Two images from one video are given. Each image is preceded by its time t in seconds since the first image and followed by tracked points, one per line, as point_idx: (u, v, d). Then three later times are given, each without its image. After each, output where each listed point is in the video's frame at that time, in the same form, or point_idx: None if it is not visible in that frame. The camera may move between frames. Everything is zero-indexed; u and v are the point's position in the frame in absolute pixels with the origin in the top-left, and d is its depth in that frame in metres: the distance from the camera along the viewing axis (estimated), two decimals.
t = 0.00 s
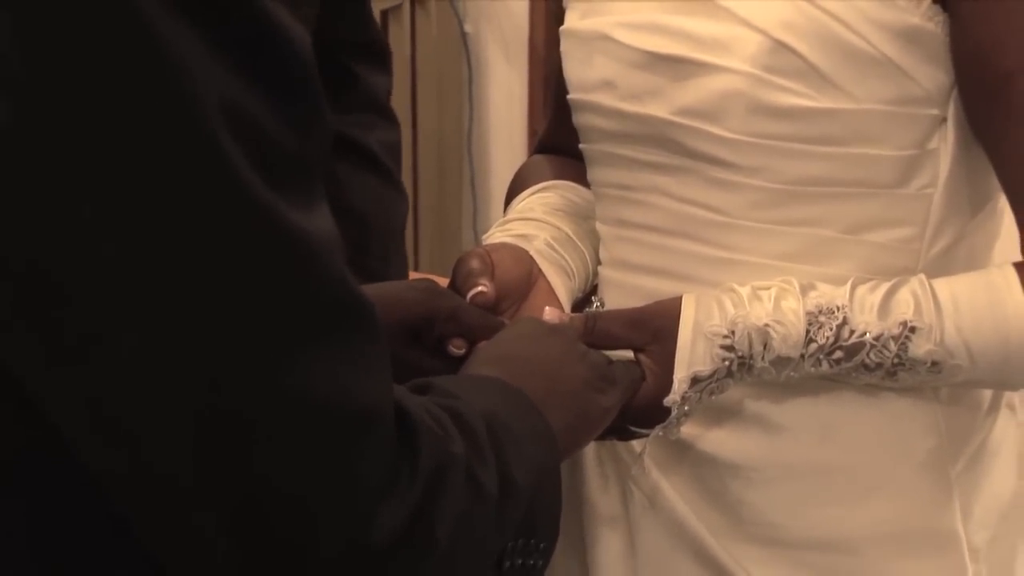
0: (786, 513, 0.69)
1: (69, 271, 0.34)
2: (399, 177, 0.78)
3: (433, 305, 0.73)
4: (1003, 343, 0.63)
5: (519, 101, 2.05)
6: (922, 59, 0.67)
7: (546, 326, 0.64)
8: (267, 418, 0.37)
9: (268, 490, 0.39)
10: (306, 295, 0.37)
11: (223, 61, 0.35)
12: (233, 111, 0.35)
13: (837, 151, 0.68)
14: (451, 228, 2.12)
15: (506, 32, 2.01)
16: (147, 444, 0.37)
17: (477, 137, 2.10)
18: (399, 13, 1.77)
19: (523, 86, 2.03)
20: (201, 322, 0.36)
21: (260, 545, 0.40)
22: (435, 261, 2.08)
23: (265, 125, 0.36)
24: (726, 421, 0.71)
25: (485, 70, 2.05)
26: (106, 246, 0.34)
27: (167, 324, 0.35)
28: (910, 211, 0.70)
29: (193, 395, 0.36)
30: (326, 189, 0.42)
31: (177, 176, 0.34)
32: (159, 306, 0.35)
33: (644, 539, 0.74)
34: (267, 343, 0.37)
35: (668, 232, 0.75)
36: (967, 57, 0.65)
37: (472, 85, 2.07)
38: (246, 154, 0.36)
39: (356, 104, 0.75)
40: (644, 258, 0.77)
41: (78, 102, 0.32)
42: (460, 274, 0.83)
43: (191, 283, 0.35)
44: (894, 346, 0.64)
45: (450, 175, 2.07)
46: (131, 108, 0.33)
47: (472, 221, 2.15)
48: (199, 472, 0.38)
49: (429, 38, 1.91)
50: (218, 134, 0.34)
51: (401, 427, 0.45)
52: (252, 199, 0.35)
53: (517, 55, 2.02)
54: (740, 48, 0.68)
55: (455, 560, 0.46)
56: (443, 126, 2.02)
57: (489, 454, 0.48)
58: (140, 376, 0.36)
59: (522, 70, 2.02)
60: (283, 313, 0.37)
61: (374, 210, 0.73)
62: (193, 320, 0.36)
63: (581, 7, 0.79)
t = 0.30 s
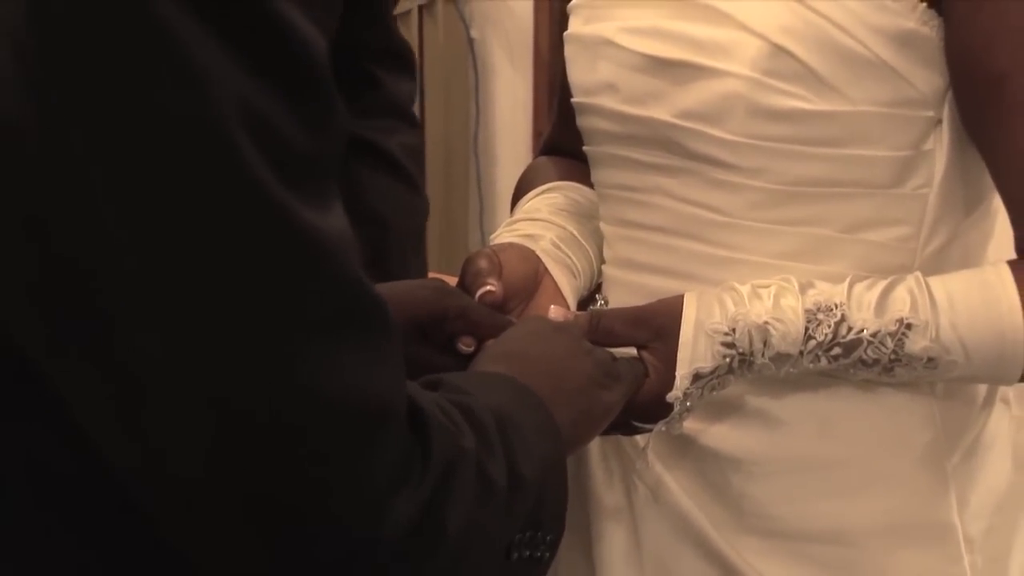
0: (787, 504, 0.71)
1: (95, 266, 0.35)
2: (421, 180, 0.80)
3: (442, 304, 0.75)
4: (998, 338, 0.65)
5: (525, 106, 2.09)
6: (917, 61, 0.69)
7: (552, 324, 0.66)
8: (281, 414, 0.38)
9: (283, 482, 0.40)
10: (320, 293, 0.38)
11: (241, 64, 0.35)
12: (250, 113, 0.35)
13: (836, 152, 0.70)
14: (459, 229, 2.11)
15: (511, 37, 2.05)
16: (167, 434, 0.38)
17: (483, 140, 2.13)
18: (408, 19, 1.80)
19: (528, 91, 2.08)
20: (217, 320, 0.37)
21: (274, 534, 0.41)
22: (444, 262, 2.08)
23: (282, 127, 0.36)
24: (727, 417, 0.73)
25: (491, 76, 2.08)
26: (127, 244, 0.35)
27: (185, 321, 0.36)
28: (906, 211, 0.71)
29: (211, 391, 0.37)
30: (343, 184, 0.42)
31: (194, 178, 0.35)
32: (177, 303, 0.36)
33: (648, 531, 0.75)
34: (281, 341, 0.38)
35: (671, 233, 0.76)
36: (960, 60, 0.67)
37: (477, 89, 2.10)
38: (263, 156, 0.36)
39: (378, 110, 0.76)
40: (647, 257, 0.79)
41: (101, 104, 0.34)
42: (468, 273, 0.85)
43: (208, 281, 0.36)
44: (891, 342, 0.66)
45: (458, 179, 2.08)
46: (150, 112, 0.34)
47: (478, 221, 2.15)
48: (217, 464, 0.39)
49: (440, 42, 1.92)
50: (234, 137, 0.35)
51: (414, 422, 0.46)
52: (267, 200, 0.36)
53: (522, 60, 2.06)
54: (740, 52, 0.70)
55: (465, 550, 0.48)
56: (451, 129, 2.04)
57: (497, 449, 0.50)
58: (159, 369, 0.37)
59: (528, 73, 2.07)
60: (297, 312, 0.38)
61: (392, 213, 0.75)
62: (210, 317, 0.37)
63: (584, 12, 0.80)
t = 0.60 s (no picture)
0: (785, 497, 0.72)
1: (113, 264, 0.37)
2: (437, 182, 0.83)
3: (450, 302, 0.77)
4: (990, 336, 0.67)
5: (529, 108, 2.10)
6: (913, 65, 0.70)
7: (556, 322, 0.68)
8: (293, 407, 0.40)
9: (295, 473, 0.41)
10: (329, 289, 0.40)
11: (256, 70, 0.37)
12: (263, 116, 0.37)
13: (832, 155, 0.71)
14: (465, 230, 2.13)
15: (516, 43, 2.06)
16: (183, 426, 0.40)
17: (488, 142, 2.14)
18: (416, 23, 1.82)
19: (532, 95, 2.09)
20: (232, 314, 0.38)
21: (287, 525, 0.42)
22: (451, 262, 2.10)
23: (293, 129, 0.38)
24: (726, 412, 0.75)
25: (496, 79, 2.10)
26: (146, 242, 0.37)
27: (201, 315, 0.38)
28: (901, 211, 0.73)
29: (225, 382, 0.39)
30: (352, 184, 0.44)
31: (210, 179, 0.36)
32: (194, 299, 0.38)
33: (650, 523, 0.77)
34: (293, 334, 0.39)
35: (673, 233, 0.78)
36: (954, 64, 0.68)
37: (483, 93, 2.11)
38: (274, 156, 0.38)
39: (397, 115, 0.80)
40: (648, 257, 0.80)
41: (121, 109, 0.35)
42: (474, 271, 0.87)
43: (223, 277, 0.38)
44: (886, 339, 0.68)
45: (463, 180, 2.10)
46: (168, 116, 0.36)
47: (484, 221, 2.17)
48: (231, 454, 0.40)
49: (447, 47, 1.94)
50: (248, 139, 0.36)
51: (422, 417, 0.48)
52: (279, 200, 0.37)
53: (526, 64, 2.07)
54: (740, 56, 0.72)
55: (472, 541, 0.50)
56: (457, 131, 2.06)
57: (503, 444, 0.52)
58: (176, 362, 0.38)
59: (532, 77, 2.08)
60: (308, 306, 0.39)
61: (406, 214, 0.78)
62: (225, 311, 0.38)
63: (587, 18, 0.82)
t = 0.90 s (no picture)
0: (780, 491, 0.74)
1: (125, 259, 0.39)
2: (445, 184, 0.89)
3: (452, 300, 0.79)
4: (981, 333, 0.68)
5: (529, 113, 2.11)
6: (905, 69, 0.72)
7: (557, 319, 0.69)
8: (300, 402, 0.42)
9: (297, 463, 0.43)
10: (333, 288, 0.42)
11: (267, 78, 0.39)
12: (270, 122, 0.39)
13: (827, 157, 0.73)
14: (466, 232, 2.14)
15: (516, 49, 2.08)
16: (191, 416, 0.42)
17: (488, 147, 2.14)
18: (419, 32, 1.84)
19: (531, 101, 2.11)
20: (238, 311, 0.40)
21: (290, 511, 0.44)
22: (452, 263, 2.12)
23: (298, 134, 0.40)
24: (723, 407, 0.77)
25: (496, 85, 2.11)
26: (156, 241, 0.39)
27: (208, 312, 0.40)
28: (893, 211, 0.75)
29: (232, 376, 0.41)
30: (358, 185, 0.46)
31: (217, 183, 0.38)
32: (202, 295, 0.40)
33: (650, 516, 0.79)
34: (297, 331, 0.41)
35: (672, 233, 0.80)
36: (947, 68, 0.70)
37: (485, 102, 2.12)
38: (280, 160, 0.39)
39: (407, 117, 0.87)
40: (648, 256, 0.82)
41: (132, 113, 0.37)
42: (476, 269, 0.89)
43: (230, 276, 0.40)
44: (879, 336, 0.69)
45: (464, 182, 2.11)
46: (175, 121, 0.37)
47: (485, 223, 2.16)
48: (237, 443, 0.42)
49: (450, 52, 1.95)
50: (254, 145, 0.38)
51: (426, 412, 0.50)
52: (284, 203, 0.39)
53: (526, 70, 2.09)
54: (739, 60, 0.74)
55: (474, 533, 0.52)
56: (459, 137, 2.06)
57: (506, 440, 0.54)
58: (185, 355, 0.40)
59: (532, 82, 2.10)
60: (312, 304, 0.41)
61: (411, 212, 0.85)
62: (231, 308, 0.40)
63: (587, 25, 0.84)
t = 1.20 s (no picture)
0: (770, 490, 0.76)
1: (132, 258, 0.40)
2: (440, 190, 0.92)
3: (451, 302, 0.81)
4: (966, 335, 0.70)
5: (526, 119, 2.13)
6: (893, 78, 0.74)
7: (553, 321, 0.71)
8: (305, 399, 0.44)
9: (299, 455, 0.45)
10: (334, 287, 0.44)
11: (273, 86, 0.41)
12: (273, 125, 0.41)
13: (817, 164, 0.75)
14: (465, 236, 2.18)
15: (514, 59, 2.10)
16: (196, 409, 0.43)
17: (487, 153, 2.17)
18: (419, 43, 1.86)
19: (528, 107, 2.12)
20: (242, 307, 0.42)
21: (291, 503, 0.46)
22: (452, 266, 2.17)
23: (301, 138, 0.42)
24: (715, 407, 0.79)
25: (494, 93, 2.13)
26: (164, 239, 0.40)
27: (214, 308, 0.42)
28: (881, 217, 0.77)
29: (237, 370, 0.43)
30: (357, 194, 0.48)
31: (222, 184, 0.40)
32: (208, 291, 0.42)
33: (643, 514, 0.81)
34: (300, 328, 0.43)
35: (665, 238, 0.82)
36: (932, 78, 0.72)
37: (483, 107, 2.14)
38: (283, 162, 0.42)
39: (405, 125, 0.90)
40: (642, 260, 0.84)
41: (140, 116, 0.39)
42: (475, 272, 0.91)
43: (236, 274, 0.42)
44: (866, 338, 0.71)
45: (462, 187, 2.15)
46: (181, 124, 0.39)
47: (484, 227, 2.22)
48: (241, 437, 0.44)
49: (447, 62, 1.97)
50: (258, 146, 0.40)
51: (427, 413, 0.52)
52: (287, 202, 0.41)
53: (524, 79, 2.10)
54: (730, 69, 0.76)
55: (473, 531, 0.54)
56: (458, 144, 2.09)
57: (505, 439, 0.56)
58: (190, 349, 0.42)
59: (528, 90, 2.11)
60: (313, 303, 0.43)
61: (405, 217, 0.89)
62: (236, 305, 0.42)
63: (583, 35, 0.86)
